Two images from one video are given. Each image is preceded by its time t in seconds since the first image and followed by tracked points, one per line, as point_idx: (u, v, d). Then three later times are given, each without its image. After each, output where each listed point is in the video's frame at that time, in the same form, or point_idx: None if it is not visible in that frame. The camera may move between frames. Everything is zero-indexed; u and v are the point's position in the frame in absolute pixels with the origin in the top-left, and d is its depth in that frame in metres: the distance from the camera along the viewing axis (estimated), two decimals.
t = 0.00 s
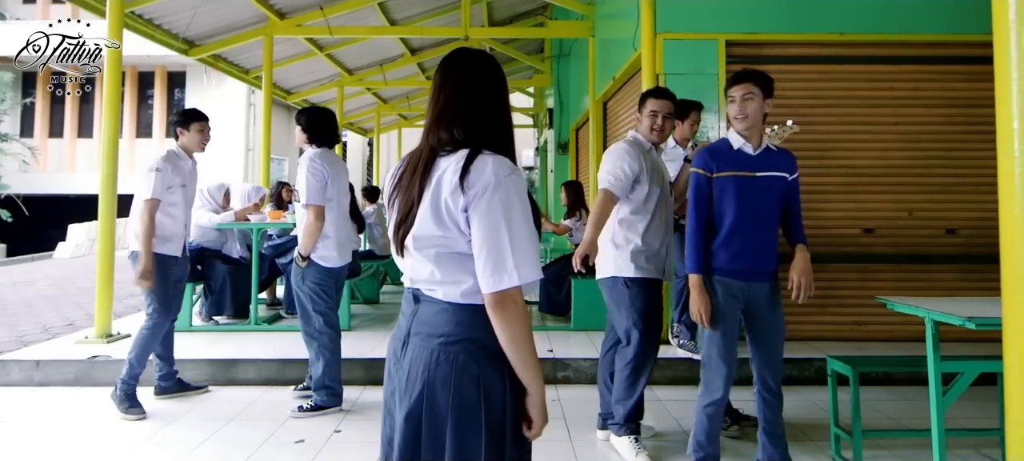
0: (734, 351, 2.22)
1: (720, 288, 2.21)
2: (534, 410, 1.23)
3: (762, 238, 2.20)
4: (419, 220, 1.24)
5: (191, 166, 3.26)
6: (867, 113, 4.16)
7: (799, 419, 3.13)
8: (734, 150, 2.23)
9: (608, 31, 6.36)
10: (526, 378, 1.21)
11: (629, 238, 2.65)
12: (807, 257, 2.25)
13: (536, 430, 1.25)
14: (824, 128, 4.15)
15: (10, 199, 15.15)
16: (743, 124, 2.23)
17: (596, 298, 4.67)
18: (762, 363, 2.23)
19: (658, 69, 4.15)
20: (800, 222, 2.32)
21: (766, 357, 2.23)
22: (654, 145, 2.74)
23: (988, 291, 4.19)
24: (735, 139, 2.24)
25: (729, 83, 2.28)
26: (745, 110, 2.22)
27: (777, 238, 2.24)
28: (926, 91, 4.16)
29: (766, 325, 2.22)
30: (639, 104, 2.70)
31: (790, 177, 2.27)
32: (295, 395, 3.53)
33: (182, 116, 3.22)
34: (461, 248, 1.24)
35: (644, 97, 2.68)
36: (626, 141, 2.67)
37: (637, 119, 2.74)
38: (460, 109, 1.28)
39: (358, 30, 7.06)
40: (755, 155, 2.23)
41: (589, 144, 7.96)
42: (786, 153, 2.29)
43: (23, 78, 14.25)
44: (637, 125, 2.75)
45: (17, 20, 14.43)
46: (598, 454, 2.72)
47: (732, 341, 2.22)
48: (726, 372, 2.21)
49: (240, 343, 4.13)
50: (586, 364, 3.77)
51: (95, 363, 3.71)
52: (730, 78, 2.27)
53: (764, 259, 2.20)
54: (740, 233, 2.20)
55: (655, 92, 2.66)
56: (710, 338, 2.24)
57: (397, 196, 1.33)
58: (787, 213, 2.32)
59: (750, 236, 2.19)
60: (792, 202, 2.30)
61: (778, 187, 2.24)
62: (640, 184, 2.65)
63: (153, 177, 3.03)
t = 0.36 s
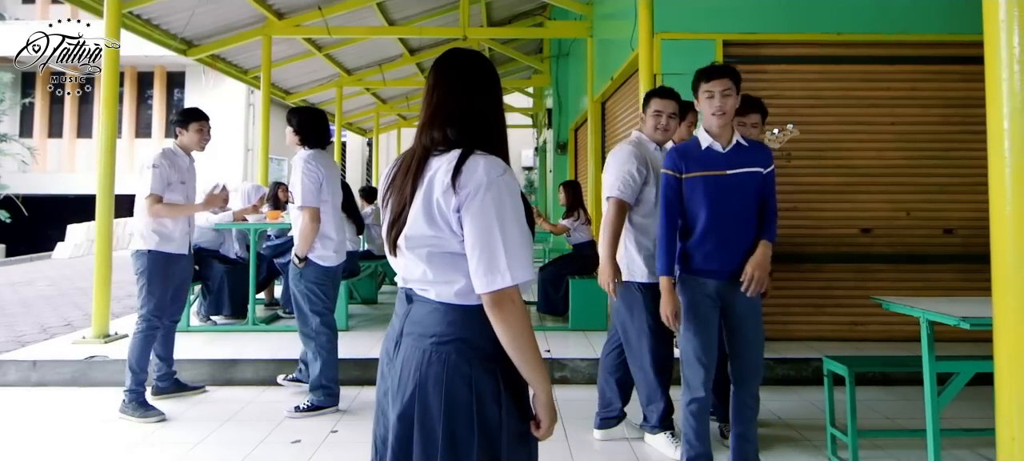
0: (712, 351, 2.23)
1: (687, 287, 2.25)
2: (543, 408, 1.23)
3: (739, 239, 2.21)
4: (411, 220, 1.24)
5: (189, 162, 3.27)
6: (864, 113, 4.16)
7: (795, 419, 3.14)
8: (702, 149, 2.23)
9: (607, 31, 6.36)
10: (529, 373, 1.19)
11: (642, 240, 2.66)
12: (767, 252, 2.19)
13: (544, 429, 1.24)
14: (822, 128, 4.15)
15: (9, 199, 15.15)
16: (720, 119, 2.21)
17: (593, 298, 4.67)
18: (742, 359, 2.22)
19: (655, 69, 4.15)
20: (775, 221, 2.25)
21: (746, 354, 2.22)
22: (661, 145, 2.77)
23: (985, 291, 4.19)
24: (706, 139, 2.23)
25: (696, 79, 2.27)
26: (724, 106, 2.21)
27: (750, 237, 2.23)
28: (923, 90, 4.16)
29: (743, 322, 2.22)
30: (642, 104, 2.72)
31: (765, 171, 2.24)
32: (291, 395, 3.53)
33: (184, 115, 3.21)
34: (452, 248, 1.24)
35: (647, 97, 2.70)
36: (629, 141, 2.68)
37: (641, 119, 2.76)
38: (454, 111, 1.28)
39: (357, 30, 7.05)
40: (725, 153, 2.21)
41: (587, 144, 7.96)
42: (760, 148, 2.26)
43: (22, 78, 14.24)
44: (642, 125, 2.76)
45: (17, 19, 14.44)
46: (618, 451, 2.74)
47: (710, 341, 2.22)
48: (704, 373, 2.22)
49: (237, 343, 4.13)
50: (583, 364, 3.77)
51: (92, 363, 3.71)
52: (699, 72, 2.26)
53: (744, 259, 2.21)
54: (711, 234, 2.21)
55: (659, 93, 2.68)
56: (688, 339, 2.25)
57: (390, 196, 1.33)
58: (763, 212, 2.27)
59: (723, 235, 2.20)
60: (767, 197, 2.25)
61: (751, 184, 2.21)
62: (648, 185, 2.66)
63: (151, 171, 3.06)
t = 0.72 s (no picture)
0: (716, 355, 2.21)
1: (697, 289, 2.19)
2: (534, 410, 1.22)
3: (740, 239, 2.21)
4: (405, 220, 1.24)
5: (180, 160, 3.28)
6: (863, 113, 4.16)
7: (793, 419, 3.13)
8: (714, 147, 2.20)
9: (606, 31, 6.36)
10: (521, 374, 1.19)
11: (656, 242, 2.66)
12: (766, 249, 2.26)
13: (533, 430, 1.24)
14: (821, 128, 4.15)
15: (9, 199, 15.16)
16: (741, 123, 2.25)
17: (592, 298, 4.67)
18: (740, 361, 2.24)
19: (653, 69, 4.15)
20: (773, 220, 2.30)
21: (744, 354, 2.23)
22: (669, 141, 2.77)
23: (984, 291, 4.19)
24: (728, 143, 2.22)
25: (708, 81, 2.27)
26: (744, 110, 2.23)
27: (748, 235, 2.25)
28: (922, 91, 4.16)
29: (741, 322, 2.23)
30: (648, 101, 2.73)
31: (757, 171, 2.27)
32: (289, 395, 3.53)
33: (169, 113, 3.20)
34: (446, 248, 1.23)
35: (653, 94, 2.71)
36: (639, 140, 2.68)
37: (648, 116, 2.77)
38: (449, 111, 1.28)
39: (356, 30, 7.04)
40: (731, 152, 2.21)
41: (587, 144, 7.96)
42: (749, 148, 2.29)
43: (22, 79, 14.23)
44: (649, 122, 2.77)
45: (17, 20, 14.44)
46: (615, 450, 2.75)
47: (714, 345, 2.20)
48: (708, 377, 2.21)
49: (235, 343, 4.13)
50: (582, 365, 3.77)
51: (91, 364, 3.71)
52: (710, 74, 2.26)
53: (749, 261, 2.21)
54: (722, 234, 2.19)
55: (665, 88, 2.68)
56: (693, 341, 2.21)
57: (385, 196, 1.33)
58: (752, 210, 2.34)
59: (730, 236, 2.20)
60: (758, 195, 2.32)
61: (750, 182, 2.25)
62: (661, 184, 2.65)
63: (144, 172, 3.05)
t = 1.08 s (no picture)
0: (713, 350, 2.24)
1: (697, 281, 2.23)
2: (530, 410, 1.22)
3: (747, 239, 2.23)
4: (400, 219, 1.24)
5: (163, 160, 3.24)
6: (862, 113, 4.16)
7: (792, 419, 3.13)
8: (728, 147, 2.21)
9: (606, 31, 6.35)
10: (515, 375, 1.19)
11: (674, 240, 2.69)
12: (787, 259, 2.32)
13: (527, 431, 1.24)
14: (821, 128, 4.15)
15: (9, 199, 15.16)
16: (742, 123, 2.21)
17: (592, 298, 4.67)
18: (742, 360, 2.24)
19: (653, 69, 4.15)
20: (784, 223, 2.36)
21: (747, 353, 2.23)
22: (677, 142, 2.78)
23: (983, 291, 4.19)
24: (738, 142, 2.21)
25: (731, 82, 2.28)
26: (746, 111, 2.21)
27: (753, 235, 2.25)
28: (921, 91, 4.16)
29: (747, 322, 2.22)
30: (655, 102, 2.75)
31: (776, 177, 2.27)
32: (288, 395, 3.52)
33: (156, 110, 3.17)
34: (441, 247, 1.24)
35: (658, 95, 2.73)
36: (648, 140, 2.68)
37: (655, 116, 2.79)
38: (445, 110, 1.28)
39: (356, 29, 7.04)
40: (748, 155, 2.21)
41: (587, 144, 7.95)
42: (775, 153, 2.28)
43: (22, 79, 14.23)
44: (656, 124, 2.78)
45: (16, 20, 14.43)
46: (614, 450, 2.75)
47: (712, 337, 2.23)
48: (706, 371, 2.24)
49: (234, 343, 4.13)
50: (581, 364, 3.77)
51: (90, 364, 3.72)
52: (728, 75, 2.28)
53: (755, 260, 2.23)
54: (731, 232, 2.20)
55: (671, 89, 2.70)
56: (690, 332, 2.24)
57: (381, 195, 1.33)
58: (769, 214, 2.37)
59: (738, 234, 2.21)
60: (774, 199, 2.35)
61: (768, 185, 2.25)
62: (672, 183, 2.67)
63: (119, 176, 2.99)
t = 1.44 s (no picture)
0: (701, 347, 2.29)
1: (683, 279, 2.30)
2: (531, 410, 1.22)
3: (746, 242, 2.22)
4: (400, 218, 1.24)
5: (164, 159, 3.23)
6: (862, 112, 4.16)
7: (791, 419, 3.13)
8: (710, 148, 2.26)
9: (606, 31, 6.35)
10: (515, 375, 1.19)
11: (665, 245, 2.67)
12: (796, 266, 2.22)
13: (528, 431, 1.24)
14: (820, 129, 4.15)
15: (9, 199, 15.16)
16: (722, 123, 2.26)
17: (592, 298, 4.67)
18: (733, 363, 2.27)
19: (652, 70, 4.15)
20: (791, 224, 2.26)
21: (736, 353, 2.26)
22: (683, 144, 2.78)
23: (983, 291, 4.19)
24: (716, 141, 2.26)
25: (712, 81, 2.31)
26: (723, 109, 2.26)
27: (754, 237, 2.24)
28: (921, 91, 4.16)
29: (738, 323, 2.24)
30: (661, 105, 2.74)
31: (771, 175, 2.25)
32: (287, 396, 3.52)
33: (151, 109, 3.18)
34: (441, 247, 1.24)
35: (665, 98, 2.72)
36: (654, 142, 2.68)
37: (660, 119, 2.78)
38: (444, 110, 1.28)
39: (356, 29, 7.03)
40: (731, 154, 2.23)
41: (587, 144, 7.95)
42: (769, 152, 2.26)
43: (22, 79, 14.22)
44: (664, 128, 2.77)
45: (17, 20, 14.43)
46: (613, 450, 2.74)
47: (700, 328, 2.29)
48: (689, 368, 2.30)
49: (234, 343, 4.13)
50: (581, 364, 3.77)
51: (90, 364, 3.72)
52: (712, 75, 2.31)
53: (748, 259, 2.23)
54: (718, 231, 2.22)
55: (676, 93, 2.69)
56: (677, 327, 2.31)
57: (381, 196, 1.33)
58: (779, 213, 2.28)
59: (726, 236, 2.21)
60: (779, 196, 2.27)
61: (759, 184, 2.22)
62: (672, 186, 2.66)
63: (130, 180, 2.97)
